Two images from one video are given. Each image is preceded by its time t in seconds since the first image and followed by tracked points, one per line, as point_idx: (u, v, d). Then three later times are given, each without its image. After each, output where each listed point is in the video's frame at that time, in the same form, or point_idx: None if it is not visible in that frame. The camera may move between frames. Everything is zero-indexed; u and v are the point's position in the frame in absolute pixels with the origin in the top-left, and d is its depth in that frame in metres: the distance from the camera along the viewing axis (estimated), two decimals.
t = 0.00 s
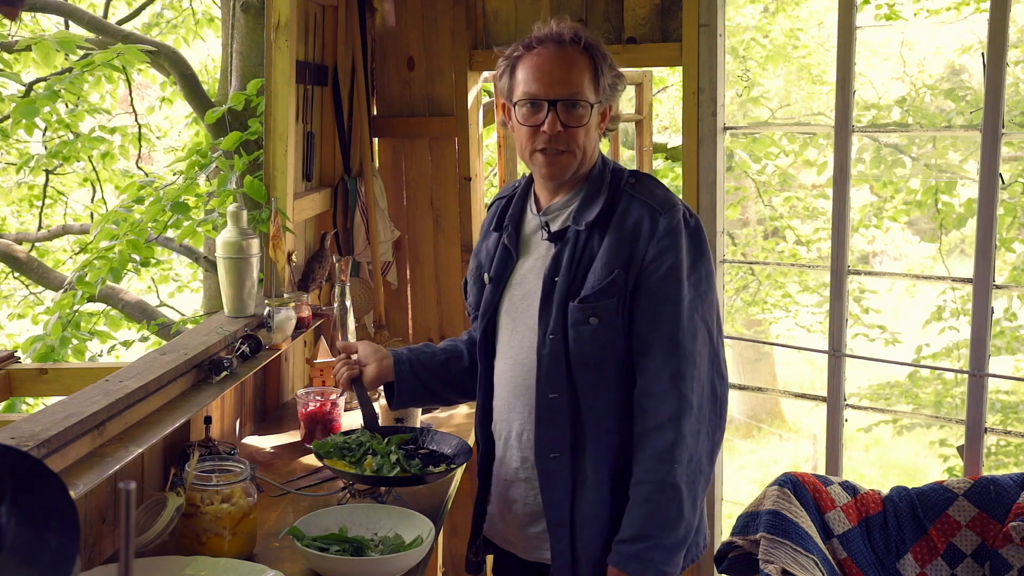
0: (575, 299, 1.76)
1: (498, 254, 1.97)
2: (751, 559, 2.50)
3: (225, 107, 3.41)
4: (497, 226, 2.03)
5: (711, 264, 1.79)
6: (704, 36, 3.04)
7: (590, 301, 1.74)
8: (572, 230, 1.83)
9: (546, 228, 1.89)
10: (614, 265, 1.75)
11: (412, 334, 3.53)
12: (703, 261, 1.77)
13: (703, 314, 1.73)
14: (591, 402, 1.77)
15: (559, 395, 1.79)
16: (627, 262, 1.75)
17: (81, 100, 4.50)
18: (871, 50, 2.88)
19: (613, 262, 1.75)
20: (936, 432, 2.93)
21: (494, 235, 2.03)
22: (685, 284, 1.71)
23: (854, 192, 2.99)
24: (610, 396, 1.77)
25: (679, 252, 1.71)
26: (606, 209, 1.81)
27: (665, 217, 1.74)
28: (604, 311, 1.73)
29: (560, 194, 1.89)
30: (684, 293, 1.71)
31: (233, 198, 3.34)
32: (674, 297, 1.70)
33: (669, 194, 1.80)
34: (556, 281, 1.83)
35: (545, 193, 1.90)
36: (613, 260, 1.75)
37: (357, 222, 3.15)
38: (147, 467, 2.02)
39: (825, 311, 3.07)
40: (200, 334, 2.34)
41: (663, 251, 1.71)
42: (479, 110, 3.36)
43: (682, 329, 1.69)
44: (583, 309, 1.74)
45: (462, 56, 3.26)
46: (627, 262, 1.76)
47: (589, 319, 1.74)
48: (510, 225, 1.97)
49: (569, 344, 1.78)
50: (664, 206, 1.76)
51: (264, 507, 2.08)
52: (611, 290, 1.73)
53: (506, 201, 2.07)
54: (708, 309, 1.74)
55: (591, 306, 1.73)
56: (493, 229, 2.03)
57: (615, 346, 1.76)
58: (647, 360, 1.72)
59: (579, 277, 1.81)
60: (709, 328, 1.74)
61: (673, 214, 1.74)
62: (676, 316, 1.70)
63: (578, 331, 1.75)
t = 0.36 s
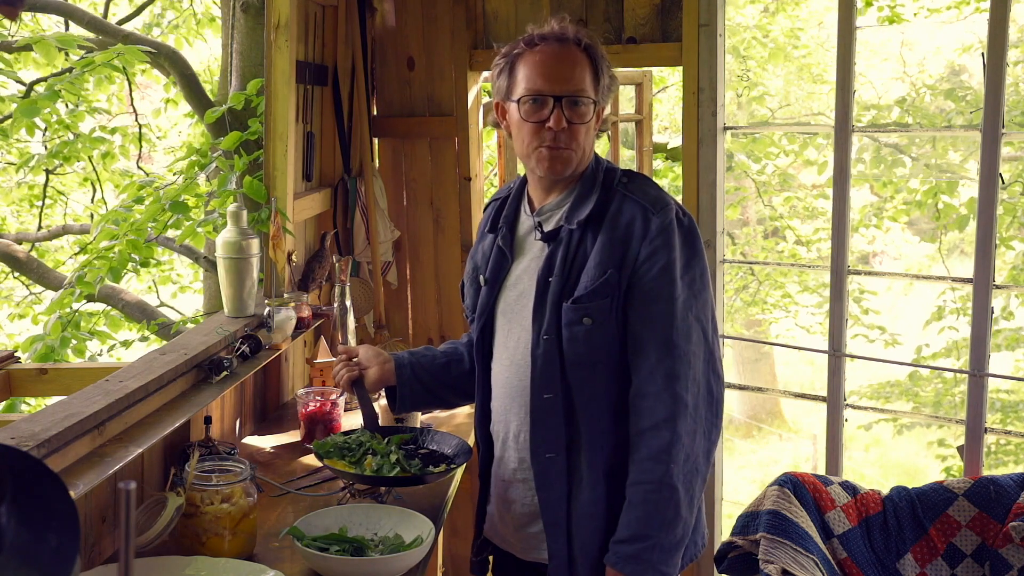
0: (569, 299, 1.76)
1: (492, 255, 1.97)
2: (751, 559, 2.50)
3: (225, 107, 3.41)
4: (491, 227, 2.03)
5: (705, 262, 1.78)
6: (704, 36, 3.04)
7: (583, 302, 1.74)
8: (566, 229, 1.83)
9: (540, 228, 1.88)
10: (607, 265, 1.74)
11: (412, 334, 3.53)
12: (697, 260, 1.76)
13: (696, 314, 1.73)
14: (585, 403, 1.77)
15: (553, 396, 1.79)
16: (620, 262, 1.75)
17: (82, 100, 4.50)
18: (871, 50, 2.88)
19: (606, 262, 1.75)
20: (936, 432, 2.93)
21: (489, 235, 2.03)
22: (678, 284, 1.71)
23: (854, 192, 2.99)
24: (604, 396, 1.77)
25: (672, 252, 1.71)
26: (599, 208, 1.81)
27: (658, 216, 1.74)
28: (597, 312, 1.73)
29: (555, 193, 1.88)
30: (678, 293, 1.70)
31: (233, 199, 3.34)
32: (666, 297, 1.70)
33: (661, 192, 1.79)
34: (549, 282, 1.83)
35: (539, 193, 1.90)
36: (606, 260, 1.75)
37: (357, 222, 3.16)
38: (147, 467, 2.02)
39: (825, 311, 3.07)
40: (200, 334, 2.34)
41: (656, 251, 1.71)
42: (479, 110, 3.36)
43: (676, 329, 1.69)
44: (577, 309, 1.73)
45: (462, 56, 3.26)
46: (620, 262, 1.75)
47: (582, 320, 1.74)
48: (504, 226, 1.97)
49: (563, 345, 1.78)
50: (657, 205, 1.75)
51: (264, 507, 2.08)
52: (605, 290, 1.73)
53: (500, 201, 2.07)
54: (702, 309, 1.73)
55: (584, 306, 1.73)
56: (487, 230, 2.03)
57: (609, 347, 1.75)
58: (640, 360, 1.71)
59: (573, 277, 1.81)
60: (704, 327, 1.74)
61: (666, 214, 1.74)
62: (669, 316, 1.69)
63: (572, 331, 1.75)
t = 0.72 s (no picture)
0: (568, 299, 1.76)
1: (490, 256, 1.96)
2: (751, 560, 2.50)
3: (225, 107, 3.41)
4: (488, 228, 2.02)
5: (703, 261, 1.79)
6: (704, 36, 3.04)
7: (582, 302, 1.73)
8: (563, 230, 1.82)
9: (537, 228, 1.88)
10: (606, 265, 1.74)
11: (412, 334, 3.53)
12: (695, 259, 1.77)
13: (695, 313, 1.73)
14: (584, 403, 1.77)
15: (553, 396, 1.79)
16: (619, 262, 1.75)
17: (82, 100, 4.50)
18: (871, 50, 2.88)
19: (604, 262, 1.75)
20: (935, 432, 2.93)
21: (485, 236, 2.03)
22: (676, 283, 1.71)
23: (854, 192, 2.99)
24: (603, 396, 1.77)
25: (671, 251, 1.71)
26: (597, 209, 1.81)
27: (657, 215, 1.74)
28: (596, 312, 1.73)
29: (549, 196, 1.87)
30: (676, 292, 1.70)
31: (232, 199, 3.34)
32: (665, 296, 1.70)
33: (659, 192, 1.79)
34: (548, 282, 1.83)
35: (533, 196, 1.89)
36: (604, 260, 1.75)
37: (357, 222, 3.15)
38: (147, 467, 2.02)
39: (825, 312, 3.07)
40: (200, 334, 2.34)
41: (655, 251, 1.71)
42: (479, 110, 3.36)
43: (674, 328, 1.69)
44: (576, 309, 1.73)
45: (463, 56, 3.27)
46: (619, 262, 1.75)
47: (582, 320, 1.74)
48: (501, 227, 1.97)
49: (563, 345, 1.78)
50: (656, 205, 1.76)
51: (264, 507, 2.08)
52: (604, 290, 1.73)
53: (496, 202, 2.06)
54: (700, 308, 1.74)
55: (583, 306, 1.73)
56: (484, 231, 2.03)
57: (608, 346, 1.75)
58: (639, 360, 1.71)
59: (572, 277, 1.81)
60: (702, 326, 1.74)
61: (664, 213, 1.74)
62: (668, 315, 1.69)
63: (572, 331, 1.75)
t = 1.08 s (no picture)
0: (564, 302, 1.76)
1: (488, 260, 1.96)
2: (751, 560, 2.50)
3: (225, 107, 3.41)
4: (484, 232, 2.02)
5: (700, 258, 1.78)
6: (704, 36, 3.04)
7: (578, 304, 1.74)
8: (558, 233, 1.83)
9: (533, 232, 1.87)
10: (601, 267, 1.75)
11: (412, 334, 3.52)
12: (690, 256, 1.76)
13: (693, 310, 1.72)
14: (581, 405, 1.77)
15: (551, 400, 1.80)
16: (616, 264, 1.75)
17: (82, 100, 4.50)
18: (871, 50, 2.88)
19: (599, 264, 1.75)
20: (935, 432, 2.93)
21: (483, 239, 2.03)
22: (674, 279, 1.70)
23: (854, 192, 2.99)
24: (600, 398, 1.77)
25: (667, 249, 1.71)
26: (591, 210, 1.80)
27: (651, 214, 1.74)
28: (592, 313, 1.73)
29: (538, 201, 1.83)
30: (673, 289, 1.69)
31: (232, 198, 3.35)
32: (661, 295, 1.69)
33: (652, 190, 1.79)
34: (543, 285, 1.83)
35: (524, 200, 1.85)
36: (600, 262, 1.75)
37: (357, 222, 3.15)
38: (148, 467, 2.02)
39: (825, 311, 3.07)
40: (200, 334, 2.34)
41: (649, 249, 1.71)
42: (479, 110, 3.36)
43: (672, 326, 1.68)
44: (571, 311, 1.74)
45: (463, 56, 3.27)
46: (614, 262, 1.75)
47: (577, 322, 1.74)
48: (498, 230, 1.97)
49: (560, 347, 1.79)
50: (650, 204, 1.75)
51: (265, 507, 2.08)
52: (598, 291, 1.73)
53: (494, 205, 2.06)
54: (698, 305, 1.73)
55: (577, 308, 1.74)
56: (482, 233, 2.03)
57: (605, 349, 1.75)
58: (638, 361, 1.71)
59: (567, 279, 1.81)
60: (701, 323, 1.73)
61: (658, 212, 1.74)
62: (665, 312, 1.68)
63: (567, 334, 1.75)
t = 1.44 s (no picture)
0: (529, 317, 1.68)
1: (478, 265, 1.90)
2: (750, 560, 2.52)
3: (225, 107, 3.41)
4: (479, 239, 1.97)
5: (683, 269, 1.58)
6: (704, 36, 3.03)
7: (541, 320, 1.65)
8: (534, 243, 1.74)
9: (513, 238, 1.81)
10: (567, 282, 1.63)
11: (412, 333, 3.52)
12: (670, 258, 1.55)
13: (672, 317, 1.51)
14: (549, 423, 1.70)
15: (518, 417, 1.75)
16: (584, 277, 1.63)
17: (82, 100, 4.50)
18: (871, 51, 2.88)
19: (566, 278, 1.64)
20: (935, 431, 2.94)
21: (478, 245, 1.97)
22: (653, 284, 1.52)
23: (854, 193, 2.99)
24: (569, 416, 1.69)
25: (640, 259, 1.54)
26: (564, 219, 1.70)
27: (622, 222, 1.58)
28: (558, 330, 1.64)
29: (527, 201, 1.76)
30: (641, 290, 1.52)
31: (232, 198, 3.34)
32: (629, 304, 1.51)
33: (630, 197, 1.64)
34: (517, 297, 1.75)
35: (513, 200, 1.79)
36: (569, 276, 1.64)
37: (357, 222, 3.15)
38: (148, 467, 2.02)
39: (825, 311, 3.07)
40: (200, 334, 2.34)
41: (616, 259, 1.55)
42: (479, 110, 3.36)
43: (644, 340, 1.49)
44: (534, 328, 1.66)
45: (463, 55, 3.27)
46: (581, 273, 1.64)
47: (541, 339, 1.65)
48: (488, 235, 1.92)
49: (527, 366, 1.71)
50: (623, 211, 1.60)
51: (266, 507, 2.08)
52: (562, 307, 1.63)
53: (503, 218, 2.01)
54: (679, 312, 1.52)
55: (540, 325, 1.65)
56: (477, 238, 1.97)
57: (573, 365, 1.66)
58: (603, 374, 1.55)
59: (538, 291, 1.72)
60: (682, 333, 1.51)
61: (630, 220, 1.58)
62: (633, 319, 1.51)
63: (532, 351, 1.68)
